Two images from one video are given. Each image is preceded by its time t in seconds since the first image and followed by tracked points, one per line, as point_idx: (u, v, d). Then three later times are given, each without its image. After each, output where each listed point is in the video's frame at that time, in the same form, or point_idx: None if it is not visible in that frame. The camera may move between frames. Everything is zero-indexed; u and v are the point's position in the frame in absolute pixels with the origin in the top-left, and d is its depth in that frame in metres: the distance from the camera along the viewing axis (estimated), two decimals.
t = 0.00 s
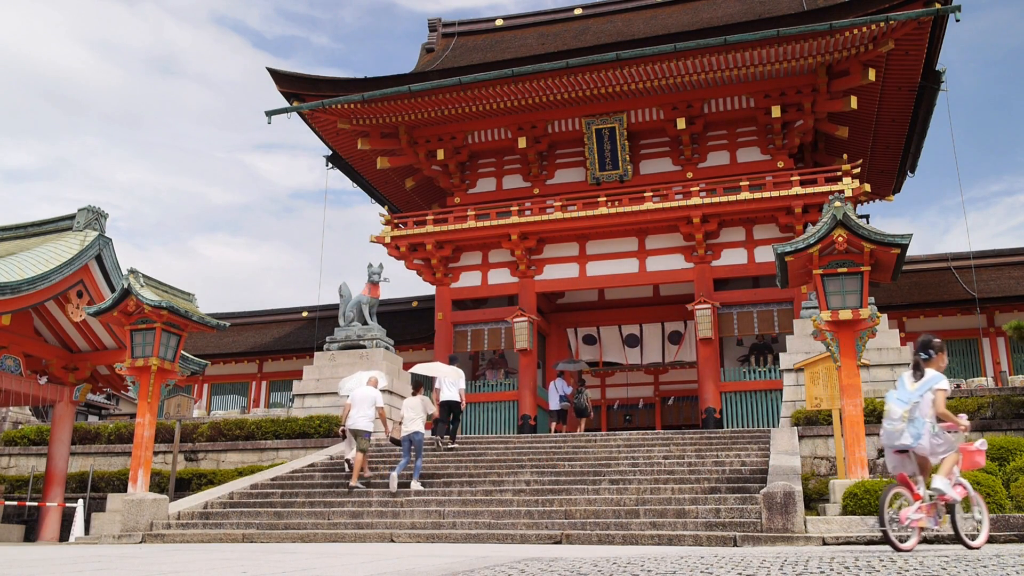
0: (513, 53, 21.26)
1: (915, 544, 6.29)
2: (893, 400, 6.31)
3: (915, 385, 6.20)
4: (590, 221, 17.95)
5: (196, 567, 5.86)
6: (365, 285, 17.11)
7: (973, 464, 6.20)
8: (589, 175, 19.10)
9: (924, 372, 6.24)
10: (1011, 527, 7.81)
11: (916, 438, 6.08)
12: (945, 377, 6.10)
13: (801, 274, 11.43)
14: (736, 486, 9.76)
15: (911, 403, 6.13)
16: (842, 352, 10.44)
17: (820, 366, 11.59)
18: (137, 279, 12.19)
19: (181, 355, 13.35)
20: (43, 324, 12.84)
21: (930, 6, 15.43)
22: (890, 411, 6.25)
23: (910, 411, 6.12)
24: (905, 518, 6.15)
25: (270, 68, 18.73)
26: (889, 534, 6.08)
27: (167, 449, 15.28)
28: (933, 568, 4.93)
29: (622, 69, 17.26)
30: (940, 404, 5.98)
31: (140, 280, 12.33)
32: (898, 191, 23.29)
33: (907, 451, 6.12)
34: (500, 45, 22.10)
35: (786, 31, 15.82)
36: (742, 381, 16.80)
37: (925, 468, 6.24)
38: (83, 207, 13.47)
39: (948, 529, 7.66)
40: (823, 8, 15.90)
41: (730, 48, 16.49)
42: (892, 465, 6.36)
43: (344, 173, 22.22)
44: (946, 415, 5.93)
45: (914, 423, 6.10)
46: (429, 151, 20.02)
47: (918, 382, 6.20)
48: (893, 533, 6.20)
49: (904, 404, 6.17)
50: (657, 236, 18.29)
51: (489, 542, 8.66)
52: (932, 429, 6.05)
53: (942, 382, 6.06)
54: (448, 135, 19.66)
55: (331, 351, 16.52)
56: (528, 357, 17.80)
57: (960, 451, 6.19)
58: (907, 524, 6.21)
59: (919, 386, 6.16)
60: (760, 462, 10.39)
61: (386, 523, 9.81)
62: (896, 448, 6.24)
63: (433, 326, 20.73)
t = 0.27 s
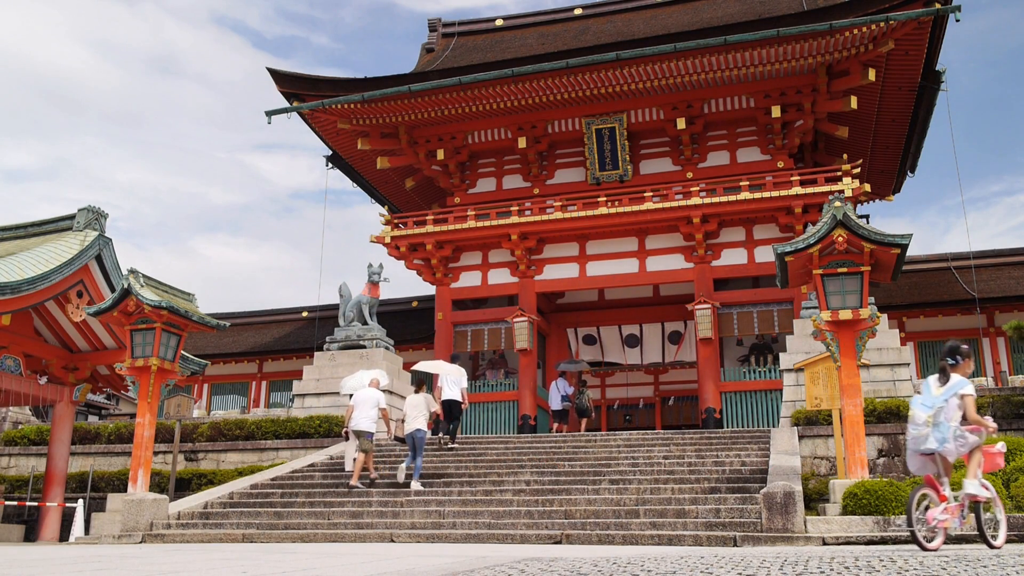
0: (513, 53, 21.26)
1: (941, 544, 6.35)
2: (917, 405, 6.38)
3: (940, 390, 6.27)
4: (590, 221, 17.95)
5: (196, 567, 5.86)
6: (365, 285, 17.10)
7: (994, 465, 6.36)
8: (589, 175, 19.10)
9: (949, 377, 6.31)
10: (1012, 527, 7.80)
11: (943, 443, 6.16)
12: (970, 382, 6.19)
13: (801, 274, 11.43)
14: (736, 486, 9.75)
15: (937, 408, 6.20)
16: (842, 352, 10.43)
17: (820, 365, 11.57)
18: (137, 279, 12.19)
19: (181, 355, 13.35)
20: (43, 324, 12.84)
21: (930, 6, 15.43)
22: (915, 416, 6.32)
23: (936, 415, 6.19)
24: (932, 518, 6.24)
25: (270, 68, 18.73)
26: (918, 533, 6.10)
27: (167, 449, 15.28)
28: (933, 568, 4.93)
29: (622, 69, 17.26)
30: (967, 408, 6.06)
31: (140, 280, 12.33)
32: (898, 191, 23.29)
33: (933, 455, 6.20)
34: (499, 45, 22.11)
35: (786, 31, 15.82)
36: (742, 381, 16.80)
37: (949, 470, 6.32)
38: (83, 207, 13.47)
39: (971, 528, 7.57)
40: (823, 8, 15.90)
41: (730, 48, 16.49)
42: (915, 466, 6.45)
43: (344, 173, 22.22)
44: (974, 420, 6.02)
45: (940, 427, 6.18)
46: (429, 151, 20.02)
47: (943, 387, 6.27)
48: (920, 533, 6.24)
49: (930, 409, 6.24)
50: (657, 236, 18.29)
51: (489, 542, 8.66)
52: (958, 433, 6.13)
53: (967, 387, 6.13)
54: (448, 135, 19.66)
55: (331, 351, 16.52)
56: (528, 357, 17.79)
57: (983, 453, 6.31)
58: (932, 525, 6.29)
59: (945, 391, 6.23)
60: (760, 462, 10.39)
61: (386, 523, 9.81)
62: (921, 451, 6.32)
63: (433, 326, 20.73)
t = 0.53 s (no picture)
0: (513, 53, 21.27)
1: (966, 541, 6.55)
2: (948, 407, 6.44)
3: (971, 393, 6.32)
4: (590, 221, 17.96)
5: (195, 567, 5.86)
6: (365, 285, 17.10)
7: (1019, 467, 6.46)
8: (589, 175, 19.10)
9: (980, 381, 6.36)
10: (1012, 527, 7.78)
11: (972, 445, 6.24)
12: (1001, 386, 6.22)
13: (801, 274, 11.43)
14: (736, 486, 9.75)
15: (967, 412, 6.27)
16: (842, 352, 10.43)
17: (821, 365, 11.55)
18: (137, 279, 12.19)
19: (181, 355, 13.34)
20: (43, 324, 12.79)
21: (930, 6, 15.42)
22: (946, 418, 6.39)
23: (967, 418, 6.26)
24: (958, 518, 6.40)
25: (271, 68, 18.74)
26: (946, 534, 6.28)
27: (167, 449, 15.29)
28: (933, 568, 4.93)
29: (622, 69, 17.26)
30: (997, 413, 6.11)
31: (140, 280, 12.33)
32: (898, 191, 23.29)
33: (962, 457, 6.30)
34: (499, 45, 22.12)
35: (786, 31, 15.82)
36: (742, 381, 16.81)
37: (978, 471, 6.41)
38: (83, 207, 13.47)
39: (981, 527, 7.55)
40: (823, 8, 15.90)
41: (730, 48, 16.49)
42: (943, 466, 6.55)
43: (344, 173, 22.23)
44: (1003, 424, 6.08)
45: (970, 430, 6.26)
46: (429, 151, 20.01)
47: (973, 391, 6.32)
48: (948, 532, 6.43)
49: (960, 413, 6.31)
50: (658, 236, 18.29)
51: (489, 542, 8.66)
52: (989, 437, 6.21)
53: (999, 391, 6.17)
54: (447, 135, 19.66)
55: (331, 351, 16.52)
56: (528, 357, 17.79)
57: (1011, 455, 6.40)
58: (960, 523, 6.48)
59: (975, 395, 6.28)
60: (760, 462, 10.39)
61: (386, 523, 9.81)
62: (950, 453, 6.39)
63: (433, 326, 20.73)
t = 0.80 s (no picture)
0: (513, 53, 21.26)
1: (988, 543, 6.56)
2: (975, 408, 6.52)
3: (997, 395, 6.42)
4: (590, 221, 17.97)
5: (196, 567, 5.86)
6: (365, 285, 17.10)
7: None
8: (589, 175, 19.10)
9: (1005, 384, 6.45)
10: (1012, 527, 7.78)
11: (999, 446, 6.33)
12: None
13: (801, 274, 11.43)
14: (736, 486, 9.75)
15: (995, 413, 6.35)
16: (842, 352, 10.43)
17: (821, 365, 11.55)
18: (137, 279, 12.20)
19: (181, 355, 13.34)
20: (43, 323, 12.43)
21: (930, 6, 15.42)
22: (974, 419, 6.47)
23: (994, 420, 6.34)
24: (982, 519, 6.43)
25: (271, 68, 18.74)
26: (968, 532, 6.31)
27: (167, 449, 15.29)
28: (933, 568, 4.93)
29: (622, 69, 17.26)
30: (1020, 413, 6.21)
31: (140, 280, 12.32)
32: (898, 191, 23.29)
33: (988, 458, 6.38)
34: (499, 45, 22.12)
35: (786, 31, 15.82)
36: (742, 381, 16.82)
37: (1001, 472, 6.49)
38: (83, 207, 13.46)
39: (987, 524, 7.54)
40: (823, 8, 15.90)
41: (730, 48, 16.49)
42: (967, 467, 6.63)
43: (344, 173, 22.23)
44: None
45: (997, 430, 6.33)
46: (429, 151, 20.01)
47: (999, 393, 6.42)
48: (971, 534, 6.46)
49: (987, 414, 6.40)
50: (658, 236, 18.29)
51: (489, 542, 8.67)
52: (1015, 438, 6.28)
53: None
54: (447, 135, 19.66)
55: (331, 351, 16.52)
56: (528, 357, 17.79)
57: None
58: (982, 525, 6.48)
59: (1001, 397, 6.38)
60: (760, 462, 10.40)
61: (386, 523, 9.81)
62: (976, 453, 6.47)
63: (433, 326, 20.73)
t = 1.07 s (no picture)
0: (513, 53, 21.26)
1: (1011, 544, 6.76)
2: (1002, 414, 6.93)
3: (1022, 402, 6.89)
4: (590, 221, 17.97)
5: (196, 567, 5.86)
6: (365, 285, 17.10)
7: None
8: (589, 175, 19.10)
9: None
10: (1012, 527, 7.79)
11: None
12: None
13: (801, 274, 11.43)
14: (736, 486, 9.75)
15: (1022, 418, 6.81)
16: (842, 352, 10.43)
17: (821, 365, 11.54)
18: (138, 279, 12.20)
19: (181, 355, 13.34)
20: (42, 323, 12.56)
21: (930, 6, 15.42)
22: (1001, 424, 6.87)
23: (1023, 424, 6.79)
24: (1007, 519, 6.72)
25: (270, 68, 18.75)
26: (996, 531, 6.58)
27: (167, 449, 15.29)
28: (933, 568, 4.93)
29: (622, 69, 17.26)
30: None
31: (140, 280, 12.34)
32: (898, 191, 23.30)
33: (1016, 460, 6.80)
34: (499, 45, 22.13)
35: (787, 31, 15.83)
36: (742, 381, 16.82)
37: None
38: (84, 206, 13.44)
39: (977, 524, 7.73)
40: (823, 8, 15.90)
41: (730, 48, 16.50)
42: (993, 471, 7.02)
43: (344, 173, 22.23)
44: None
45: None
46: (429, 151, 20.02)
47: None
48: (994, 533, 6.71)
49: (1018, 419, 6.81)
50: (658, 236, 18.29)
51: (489, 542, 8.66)
52: None
53: None
54: (447, 135, 19.66)
55: (331, 351, 16.53)
56: (528, 357, 17.79)
57: None
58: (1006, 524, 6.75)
59: None
60: (760, 462, 10.40)
61: (386, 523, 9.81)
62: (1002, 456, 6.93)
63: (433, 326, 20.73)
